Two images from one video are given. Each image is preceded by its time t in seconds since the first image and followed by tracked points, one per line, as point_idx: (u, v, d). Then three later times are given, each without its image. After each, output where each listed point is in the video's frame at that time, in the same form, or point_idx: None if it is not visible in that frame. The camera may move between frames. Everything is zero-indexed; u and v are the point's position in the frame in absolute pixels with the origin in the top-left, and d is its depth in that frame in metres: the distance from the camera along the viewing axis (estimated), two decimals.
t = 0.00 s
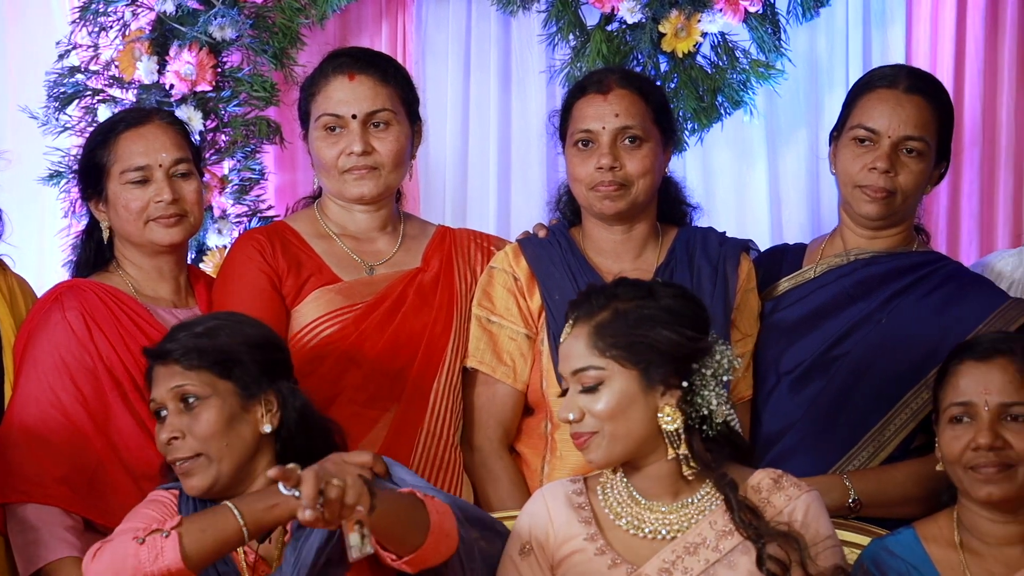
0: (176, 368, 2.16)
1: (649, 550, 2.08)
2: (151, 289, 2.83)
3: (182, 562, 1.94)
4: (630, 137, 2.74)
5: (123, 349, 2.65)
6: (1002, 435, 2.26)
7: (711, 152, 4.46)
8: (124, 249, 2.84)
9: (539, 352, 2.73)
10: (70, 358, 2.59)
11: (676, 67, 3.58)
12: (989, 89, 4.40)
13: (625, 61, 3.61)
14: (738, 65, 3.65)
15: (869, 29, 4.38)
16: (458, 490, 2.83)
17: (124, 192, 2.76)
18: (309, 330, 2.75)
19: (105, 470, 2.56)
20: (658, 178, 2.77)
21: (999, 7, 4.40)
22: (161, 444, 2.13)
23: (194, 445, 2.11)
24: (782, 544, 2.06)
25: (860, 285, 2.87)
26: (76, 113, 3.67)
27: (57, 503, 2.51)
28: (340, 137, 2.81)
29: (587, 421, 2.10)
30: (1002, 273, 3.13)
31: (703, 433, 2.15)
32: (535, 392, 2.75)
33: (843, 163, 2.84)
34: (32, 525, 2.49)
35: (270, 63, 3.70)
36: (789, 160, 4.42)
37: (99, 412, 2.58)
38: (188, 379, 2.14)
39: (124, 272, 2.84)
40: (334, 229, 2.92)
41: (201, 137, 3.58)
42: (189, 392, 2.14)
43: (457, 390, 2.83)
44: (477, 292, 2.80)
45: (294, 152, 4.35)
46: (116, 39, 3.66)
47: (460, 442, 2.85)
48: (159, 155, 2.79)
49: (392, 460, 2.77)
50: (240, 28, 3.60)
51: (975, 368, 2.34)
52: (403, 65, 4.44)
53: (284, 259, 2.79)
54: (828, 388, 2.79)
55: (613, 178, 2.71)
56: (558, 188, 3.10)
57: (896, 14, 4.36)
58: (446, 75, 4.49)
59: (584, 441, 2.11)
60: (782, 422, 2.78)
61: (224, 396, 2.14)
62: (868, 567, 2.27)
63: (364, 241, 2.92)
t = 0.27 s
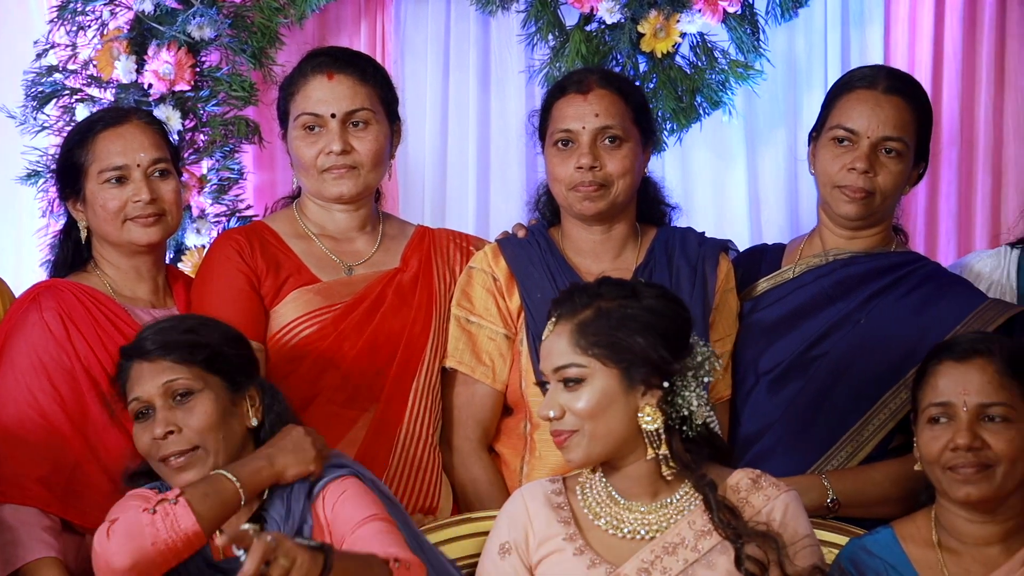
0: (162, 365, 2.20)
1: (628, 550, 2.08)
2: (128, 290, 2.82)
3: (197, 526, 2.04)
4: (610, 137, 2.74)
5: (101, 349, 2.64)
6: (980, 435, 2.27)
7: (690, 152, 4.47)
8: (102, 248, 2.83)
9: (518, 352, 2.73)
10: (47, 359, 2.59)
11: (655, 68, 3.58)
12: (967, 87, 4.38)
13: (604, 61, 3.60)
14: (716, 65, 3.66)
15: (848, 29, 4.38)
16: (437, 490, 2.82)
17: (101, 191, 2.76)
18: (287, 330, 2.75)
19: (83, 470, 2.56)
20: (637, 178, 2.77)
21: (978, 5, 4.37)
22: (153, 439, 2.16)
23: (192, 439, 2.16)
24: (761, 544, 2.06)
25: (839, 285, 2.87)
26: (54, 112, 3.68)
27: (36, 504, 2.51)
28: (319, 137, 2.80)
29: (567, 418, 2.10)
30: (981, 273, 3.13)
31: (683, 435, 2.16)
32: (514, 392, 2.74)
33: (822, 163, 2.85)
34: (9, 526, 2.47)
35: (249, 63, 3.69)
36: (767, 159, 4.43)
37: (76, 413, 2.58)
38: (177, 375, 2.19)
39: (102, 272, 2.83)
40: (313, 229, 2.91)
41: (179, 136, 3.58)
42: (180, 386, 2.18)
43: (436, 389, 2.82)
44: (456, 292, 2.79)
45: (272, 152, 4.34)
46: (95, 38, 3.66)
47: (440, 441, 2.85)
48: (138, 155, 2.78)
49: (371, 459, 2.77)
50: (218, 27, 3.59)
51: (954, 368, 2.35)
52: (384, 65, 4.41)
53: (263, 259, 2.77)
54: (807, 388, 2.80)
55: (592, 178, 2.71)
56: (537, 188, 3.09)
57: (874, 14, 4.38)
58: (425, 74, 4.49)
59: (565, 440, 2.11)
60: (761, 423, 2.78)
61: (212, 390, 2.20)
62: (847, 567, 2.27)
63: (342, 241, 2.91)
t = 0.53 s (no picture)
0: (152, 364, 2.26)
1: (610, 547, 2.10)
2: (111, 289, 2.82)
3: (132, 550, 2.10)
4: (594, 137, 2.74)
5: (83, 347, 2.64)
6: (962, 435, 2.27)
7: (673, 152, 4.48)
8: (84, 247, 2.82)
9: (502, 353, 2.73)
10: (30, 358, 2.59)
11: (638, 68, 3.59)
12: (949, 86, 4.38)
13: (587, 61, 3.61)
14: (699, 65, 3.65)
15: (830, 29, 4.38)
16: (421, 490, 2.80)
17: (83, 191, 2.75)
18: (271, 330, 2.74)
19: (66, 469, 2.56)
20: (620, 177, 2.77)
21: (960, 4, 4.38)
22: (141, 436, 2.22)
23: (182, 436, 2.22)
24: (746, 544, 2.07)
25: (822, 285, 2.87)
26: (36, 111, 3.65)
27: (18, 504, 2.49)
28: (302, 136, 2.80)
29: (580, 409, 2.11)
30: (967, 274, 3.13)
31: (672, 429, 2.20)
32: (498, 391, 2.74)
33: (805, 163, 2.85)
34: None
35: (232, 62, 3.69)
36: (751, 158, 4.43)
37: (59, 412, 2.57)
38: (168, 371, 2.25)
39: (83, 272, 2.83)
40: (296, 229, 2.91)
41: (162, 135, 3.57)
42: (170, 385, 2.24)
43: (420, 389, 2.82)
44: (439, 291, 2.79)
45: (255, 151, 4.33)
46: (77, 37, 3.64)
47: (423, 441, 2.84)
48: (119, 154, 2.78)
49: (354, 460, 2.77)
50: (201, 27, 3.59)
51: (936, 368, 2.35)
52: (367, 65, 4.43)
53: (246, 260, 2.77)
54: (789, 388, 2.80)
55: (576, 177, 2.71)
56: (521, 188, 3.09)
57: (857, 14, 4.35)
58: (409, 74, 4.49)
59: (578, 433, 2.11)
60: (743, 423, 2.78)
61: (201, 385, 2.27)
62: (829, 566, 2.28)
63: (325, 241, 2.91)
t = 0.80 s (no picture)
0: (150, 364, 2.26)
1: (588, 548, 2.10)
2: (92, 288, 2.81)
3: None
4: (576, 137, 2.75)
5: (65, 346, 2.64)
6: (946, 435, 2.27)
7: (656, 153, 4.48)
8: (65, 247, 2.82)
9: (484, 353, 2.73)
10: (11, 358, 2.61)
11: (621, 68, 3.60)
12: (932, 87, 4.37)
13: (570, 62, 3.61)
14: (683, 66, 3.66)
15: (813, 29, 4.38)
16: (403, 490, 2.83)
17: (64, 191, 2.74)
18: (253, 331, 2.74)
19: (49, 467, 2.59)
20: (603, 177, 2.77)
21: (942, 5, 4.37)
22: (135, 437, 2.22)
23: (174, 440, 2.22)
24: (724, 539, 2.07)
25: (804, 286, 2.88)
26: (18, 111, 3.64)
27: None
28: (285, 135, 2.80)
29: (577, 391, 2.13)
30: (954, 275, 3.15)
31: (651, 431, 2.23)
32: (481, 392, 2.74)
33: (787, 164, 2.85)
34: None
35: (215, 62, 3.69)
36: (733, 159, 4.44)
37: (41, 411, 2.59)
38: (155, 372, 2.25)
39: (65, 271, 2.82)
40: (279, 229, 2.91)
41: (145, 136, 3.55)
42: (165, 387, 2.25)
43: (403, 389, 2.83)
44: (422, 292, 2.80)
45: (238, 151, 4.33)
46: (60, 37, 3.65)
47: (406, 441, 2.85)
48: (100, 154, 2.77)
49: (337, 460, 2.77)
50: (184, 26, 3.59)
51: (920, 367, 2.36)
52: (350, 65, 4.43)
53: (228, 259, 2.77)
54: (772, 388, 2.80)
55: (559, 176, 2.71)
56: (504, 188, 3.10)
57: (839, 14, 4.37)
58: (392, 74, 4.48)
59: (573, 412, 2.12)
60: (726, 422, 2.79)
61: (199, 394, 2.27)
62: (810, 566, 2.30)
63: (307, 241, 2.91)
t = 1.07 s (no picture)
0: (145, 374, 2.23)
1: (557, 548, 2.11)
2: (69, 288, 2.81)
3: None
4: (549, 135, 2.75)
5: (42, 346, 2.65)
6: (923, 435, 2.28)
7: (634, 153, 4.50)
8: (42, 247, 2.81)
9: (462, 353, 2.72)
10: None
11: (600, 68, 3.60)
12: (909, 91, 4.38)
13: (549, 62, 3.62)
14: (661, 66, 3.67)
15: (790, 30, 4.36)
16: (381, 491, 2.85)
17: (41, 191, 2.74)
18: (231, 332, 2.74)
19: (26, 467, 2.59)
20: (579, 176, 2.77)
21: (920, 7, 4.38)
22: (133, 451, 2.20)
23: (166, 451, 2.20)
24: (693, 533, 2.08)
25: (781, 285, 2.88)
26: None
27: None
28: (262, 135, 2.80)
29: (541, 390, 2.13)
30: (933, 277, 3.15)
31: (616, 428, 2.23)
32: (459, 391, 2.74)
33: (764, 164, 2.86)
34: None
35: (193, 61, 3.69)
36: (712, 159, 4.44)
37: (18, 411, 2.60)
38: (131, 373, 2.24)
39: (42, 271, 2.81)
40: (257, 229, 2.90)
41: (123, 135, 3.55)
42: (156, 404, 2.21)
43: (380, 390, 2.83)
44: (400, 292, 2.79)
45: (216, 151, 4.33)
46: (36, 36, 3.60)
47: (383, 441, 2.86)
48: (77, 154, 2.76)
49: (315, 460, 2.78)
50: (161, 25, 3.59)
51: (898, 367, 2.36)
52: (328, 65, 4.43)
53: (206, 260, 2.77)
54: (749, 388, 2.81)
55: (531, 174, 2.72)
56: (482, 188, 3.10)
57: (817, 15, 4.36)
58: (370, 74, 4.49)
59: (535, 410, 2.12)
60: (704, 421, 2.79)
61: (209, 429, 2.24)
62: (787, 567, 2.30)
63: (284, 241, 2.91)
